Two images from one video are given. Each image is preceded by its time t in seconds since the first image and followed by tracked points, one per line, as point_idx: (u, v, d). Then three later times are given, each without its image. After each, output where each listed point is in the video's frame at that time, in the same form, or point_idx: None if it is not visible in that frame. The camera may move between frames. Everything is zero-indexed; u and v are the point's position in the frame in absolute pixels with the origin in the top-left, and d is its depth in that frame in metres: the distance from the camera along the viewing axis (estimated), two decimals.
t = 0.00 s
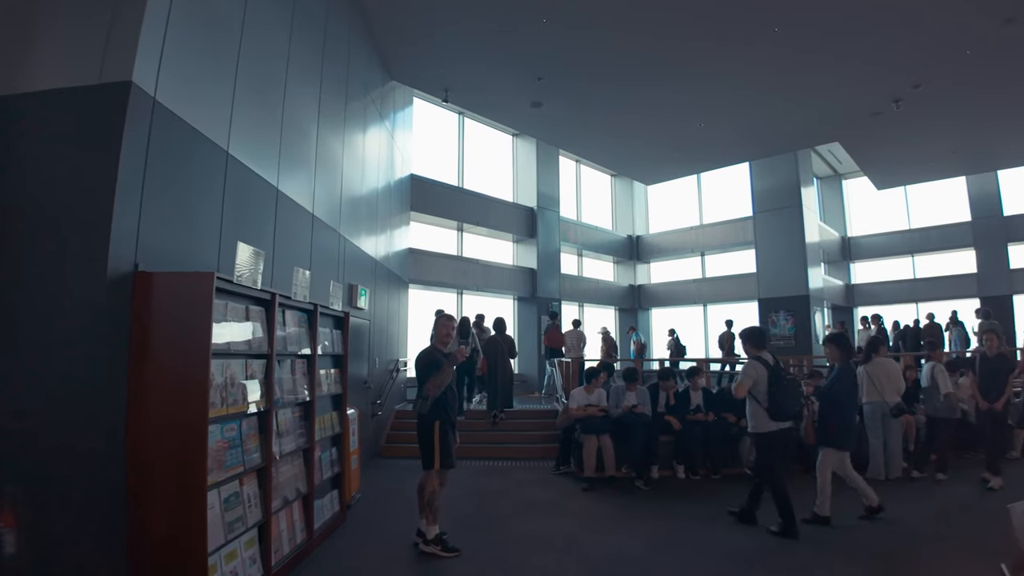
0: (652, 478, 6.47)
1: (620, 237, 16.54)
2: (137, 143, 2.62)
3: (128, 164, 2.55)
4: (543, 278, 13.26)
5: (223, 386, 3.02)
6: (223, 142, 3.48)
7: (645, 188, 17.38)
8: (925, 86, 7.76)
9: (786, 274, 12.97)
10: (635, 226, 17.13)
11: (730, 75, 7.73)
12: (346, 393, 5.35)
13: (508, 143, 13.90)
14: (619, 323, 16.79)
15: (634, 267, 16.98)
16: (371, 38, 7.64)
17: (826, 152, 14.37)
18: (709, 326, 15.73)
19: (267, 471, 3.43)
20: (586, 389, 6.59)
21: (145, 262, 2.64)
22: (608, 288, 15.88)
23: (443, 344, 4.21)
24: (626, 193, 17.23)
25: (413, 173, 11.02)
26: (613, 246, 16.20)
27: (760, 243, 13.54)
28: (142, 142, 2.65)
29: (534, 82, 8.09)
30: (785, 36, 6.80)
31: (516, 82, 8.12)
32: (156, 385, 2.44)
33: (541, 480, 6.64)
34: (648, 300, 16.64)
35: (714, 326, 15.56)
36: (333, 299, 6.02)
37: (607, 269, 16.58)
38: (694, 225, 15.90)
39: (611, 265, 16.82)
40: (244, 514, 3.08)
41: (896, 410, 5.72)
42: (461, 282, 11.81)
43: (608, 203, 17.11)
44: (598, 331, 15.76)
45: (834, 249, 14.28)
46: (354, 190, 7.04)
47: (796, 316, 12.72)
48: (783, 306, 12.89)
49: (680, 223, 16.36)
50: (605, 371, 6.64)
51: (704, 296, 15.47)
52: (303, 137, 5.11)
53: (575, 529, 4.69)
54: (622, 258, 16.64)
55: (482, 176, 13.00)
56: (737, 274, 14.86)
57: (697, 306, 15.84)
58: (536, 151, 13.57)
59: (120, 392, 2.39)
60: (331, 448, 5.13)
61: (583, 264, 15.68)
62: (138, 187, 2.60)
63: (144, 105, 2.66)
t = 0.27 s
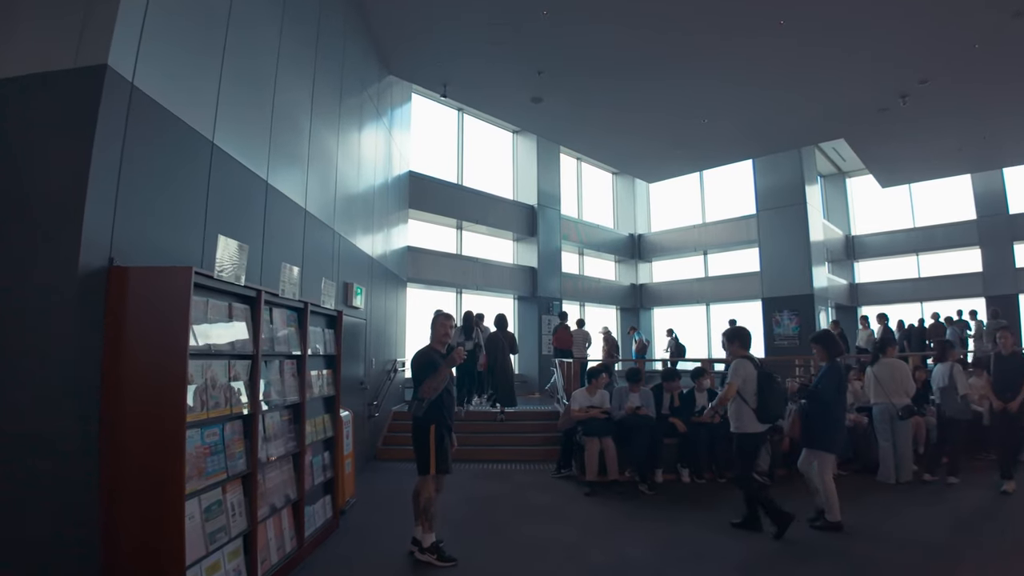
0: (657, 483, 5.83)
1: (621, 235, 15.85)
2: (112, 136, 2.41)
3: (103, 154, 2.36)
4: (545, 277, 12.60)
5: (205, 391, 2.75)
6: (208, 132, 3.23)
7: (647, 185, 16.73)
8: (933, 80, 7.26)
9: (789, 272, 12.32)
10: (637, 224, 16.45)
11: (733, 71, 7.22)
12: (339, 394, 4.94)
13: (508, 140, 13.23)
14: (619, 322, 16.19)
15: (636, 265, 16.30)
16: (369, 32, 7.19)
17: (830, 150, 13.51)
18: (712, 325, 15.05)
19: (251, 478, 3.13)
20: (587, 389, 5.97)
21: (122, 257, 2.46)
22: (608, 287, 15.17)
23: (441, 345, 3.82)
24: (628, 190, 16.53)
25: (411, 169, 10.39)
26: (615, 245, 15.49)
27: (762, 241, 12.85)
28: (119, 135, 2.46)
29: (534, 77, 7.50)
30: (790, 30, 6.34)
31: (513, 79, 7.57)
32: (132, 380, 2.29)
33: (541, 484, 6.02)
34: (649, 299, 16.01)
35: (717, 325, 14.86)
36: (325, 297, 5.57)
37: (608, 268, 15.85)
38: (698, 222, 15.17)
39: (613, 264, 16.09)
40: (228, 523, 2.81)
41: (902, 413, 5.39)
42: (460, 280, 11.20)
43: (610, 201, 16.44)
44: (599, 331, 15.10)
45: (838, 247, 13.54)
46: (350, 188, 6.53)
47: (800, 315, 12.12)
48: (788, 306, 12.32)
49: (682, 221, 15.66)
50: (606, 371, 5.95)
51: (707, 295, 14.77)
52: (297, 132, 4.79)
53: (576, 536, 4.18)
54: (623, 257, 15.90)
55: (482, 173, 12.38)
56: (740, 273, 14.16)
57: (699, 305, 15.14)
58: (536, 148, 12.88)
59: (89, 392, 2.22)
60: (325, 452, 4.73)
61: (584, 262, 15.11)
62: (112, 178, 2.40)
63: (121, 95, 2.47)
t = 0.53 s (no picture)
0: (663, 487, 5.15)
1: (623, 233, 15.08)
2: (88, 119, 2.08)
3: (79, 135, 2.04)
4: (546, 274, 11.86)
5: (189, 390, 2.34)
6: (195, 116, 2.82)
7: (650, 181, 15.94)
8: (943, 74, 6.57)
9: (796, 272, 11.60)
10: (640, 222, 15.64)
11: (737, 66, 6.56)
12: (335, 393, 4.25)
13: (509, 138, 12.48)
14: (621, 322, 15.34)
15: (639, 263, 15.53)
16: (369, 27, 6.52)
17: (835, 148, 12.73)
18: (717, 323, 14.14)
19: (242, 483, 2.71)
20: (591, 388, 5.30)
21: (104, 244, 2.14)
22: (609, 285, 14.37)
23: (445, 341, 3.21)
24: (631, 186, 15.74)
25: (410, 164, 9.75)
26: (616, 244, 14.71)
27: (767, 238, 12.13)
28: (97, 118, 2.13)
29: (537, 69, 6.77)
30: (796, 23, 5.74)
31: (513, 71, 6.81)
32: (109, 374, 1.97)
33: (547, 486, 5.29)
34: (652, 297, 15.22)
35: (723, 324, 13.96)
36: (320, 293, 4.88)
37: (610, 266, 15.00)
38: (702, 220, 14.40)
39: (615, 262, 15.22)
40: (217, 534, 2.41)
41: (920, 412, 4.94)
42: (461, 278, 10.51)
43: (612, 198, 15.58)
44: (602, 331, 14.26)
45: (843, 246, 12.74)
46: (349, 183, 5.88)
47: (807, 313, 11.36)
48: (793, 304, 11.58)
49: (686, 218, 14.88)
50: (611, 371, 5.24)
51: (711, 292, 13.99)
52: (291, 121, 4.27)
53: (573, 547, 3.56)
54: (626, 255, 15.07)
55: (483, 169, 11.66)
56: (745, 271, 13.43)
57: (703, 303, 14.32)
58: (537, 144, 12.12)
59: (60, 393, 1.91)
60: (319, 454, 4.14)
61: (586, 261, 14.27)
62: (89, 162, 2.07)
63: (102, 74, 2.16)
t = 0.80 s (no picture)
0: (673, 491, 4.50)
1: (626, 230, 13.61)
2: (55, 101, 1.69)
3: (47, 113, 1.65)
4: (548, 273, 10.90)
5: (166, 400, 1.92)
6: (177, 100, 2.32)
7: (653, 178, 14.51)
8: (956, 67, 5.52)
9: (804, 268, 10.71)
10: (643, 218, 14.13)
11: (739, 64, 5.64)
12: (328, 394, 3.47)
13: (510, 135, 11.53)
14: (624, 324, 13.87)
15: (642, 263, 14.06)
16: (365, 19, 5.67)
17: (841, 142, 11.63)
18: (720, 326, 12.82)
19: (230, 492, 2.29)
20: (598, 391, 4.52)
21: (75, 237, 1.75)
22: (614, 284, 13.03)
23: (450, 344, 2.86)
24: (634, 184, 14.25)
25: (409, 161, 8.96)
26: (618, 242, 13.31)
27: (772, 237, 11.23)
28: (67, 98, 1.73)
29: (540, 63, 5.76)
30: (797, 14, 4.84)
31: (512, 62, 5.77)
32: (78, 370, 1.62)
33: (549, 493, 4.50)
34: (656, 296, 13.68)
35: (727, 326, 12.64)
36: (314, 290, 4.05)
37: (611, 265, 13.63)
38: (705, 218, 13.06)
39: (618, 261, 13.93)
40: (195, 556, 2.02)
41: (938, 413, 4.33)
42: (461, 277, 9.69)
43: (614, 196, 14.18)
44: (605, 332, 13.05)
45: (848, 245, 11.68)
46: (348, 178, 5.07)
47: (814, 313, 10.53)
48: (799, 303, 10.73)
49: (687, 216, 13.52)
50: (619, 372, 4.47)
51: (714, 291, 12.65)
52: (286, 107, 3.59)
53: None
54: (627, 254, 13.73)
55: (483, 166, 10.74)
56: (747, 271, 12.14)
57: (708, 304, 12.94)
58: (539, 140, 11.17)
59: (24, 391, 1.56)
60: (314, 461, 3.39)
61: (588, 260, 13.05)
62: (59, 148, 1.69)
63: (74, 49, 1.76)
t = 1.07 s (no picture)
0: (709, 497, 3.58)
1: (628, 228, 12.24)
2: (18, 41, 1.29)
3: None
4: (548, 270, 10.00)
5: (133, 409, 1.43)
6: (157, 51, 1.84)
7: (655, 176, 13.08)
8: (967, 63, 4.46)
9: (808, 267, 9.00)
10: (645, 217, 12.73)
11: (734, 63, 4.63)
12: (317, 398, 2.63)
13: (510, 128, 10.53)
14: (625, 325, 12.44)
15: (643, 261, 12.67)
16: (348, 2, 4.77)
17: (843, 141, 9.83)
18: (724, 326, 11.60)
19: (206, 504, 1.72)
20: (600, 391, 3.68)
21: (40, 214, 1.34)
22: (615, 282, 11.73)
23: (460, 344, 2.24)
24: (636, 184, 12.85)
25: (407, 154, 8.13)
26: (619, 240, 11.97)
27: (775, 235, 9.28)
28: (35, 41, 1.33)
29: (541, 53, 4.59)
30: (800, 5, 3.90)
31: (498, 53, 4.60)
32: (34, 361, 1.22)
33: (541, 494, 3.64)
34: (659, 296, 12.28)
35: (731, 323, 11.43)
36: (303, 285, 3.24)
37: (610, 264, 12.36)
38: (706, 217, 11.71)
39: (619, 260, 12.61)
40: None
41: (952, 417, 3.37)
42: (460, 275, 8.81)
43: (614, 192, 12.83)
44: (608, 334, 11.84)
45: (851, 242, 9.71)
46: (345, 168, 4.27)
47: (819, 312, 8.63)
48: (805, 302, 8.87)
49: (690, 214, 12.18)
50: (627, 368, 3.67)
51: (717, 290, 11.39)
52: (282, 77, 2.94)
53: None
54: (630, 251, 12.37)
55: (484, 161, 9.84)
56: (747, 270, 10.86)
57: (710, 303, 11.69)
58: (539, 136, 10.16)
59: None
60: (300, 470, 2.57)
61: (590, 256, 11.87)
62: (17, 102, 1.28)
63: None
